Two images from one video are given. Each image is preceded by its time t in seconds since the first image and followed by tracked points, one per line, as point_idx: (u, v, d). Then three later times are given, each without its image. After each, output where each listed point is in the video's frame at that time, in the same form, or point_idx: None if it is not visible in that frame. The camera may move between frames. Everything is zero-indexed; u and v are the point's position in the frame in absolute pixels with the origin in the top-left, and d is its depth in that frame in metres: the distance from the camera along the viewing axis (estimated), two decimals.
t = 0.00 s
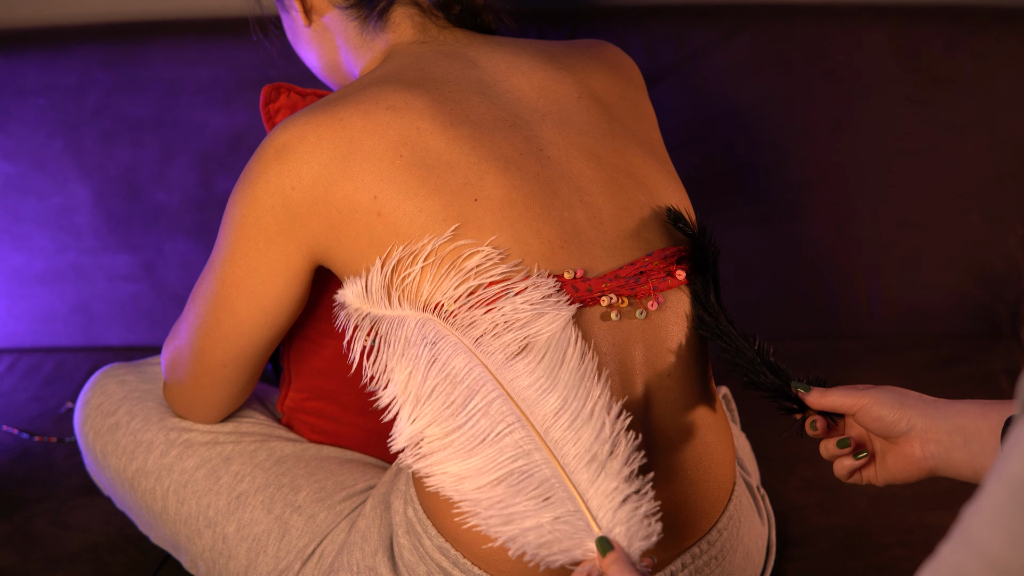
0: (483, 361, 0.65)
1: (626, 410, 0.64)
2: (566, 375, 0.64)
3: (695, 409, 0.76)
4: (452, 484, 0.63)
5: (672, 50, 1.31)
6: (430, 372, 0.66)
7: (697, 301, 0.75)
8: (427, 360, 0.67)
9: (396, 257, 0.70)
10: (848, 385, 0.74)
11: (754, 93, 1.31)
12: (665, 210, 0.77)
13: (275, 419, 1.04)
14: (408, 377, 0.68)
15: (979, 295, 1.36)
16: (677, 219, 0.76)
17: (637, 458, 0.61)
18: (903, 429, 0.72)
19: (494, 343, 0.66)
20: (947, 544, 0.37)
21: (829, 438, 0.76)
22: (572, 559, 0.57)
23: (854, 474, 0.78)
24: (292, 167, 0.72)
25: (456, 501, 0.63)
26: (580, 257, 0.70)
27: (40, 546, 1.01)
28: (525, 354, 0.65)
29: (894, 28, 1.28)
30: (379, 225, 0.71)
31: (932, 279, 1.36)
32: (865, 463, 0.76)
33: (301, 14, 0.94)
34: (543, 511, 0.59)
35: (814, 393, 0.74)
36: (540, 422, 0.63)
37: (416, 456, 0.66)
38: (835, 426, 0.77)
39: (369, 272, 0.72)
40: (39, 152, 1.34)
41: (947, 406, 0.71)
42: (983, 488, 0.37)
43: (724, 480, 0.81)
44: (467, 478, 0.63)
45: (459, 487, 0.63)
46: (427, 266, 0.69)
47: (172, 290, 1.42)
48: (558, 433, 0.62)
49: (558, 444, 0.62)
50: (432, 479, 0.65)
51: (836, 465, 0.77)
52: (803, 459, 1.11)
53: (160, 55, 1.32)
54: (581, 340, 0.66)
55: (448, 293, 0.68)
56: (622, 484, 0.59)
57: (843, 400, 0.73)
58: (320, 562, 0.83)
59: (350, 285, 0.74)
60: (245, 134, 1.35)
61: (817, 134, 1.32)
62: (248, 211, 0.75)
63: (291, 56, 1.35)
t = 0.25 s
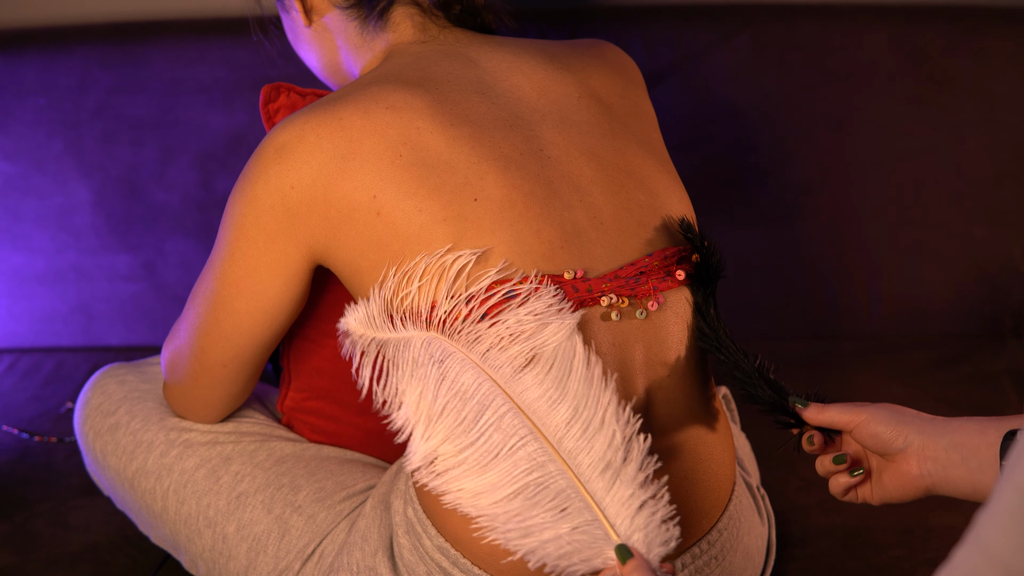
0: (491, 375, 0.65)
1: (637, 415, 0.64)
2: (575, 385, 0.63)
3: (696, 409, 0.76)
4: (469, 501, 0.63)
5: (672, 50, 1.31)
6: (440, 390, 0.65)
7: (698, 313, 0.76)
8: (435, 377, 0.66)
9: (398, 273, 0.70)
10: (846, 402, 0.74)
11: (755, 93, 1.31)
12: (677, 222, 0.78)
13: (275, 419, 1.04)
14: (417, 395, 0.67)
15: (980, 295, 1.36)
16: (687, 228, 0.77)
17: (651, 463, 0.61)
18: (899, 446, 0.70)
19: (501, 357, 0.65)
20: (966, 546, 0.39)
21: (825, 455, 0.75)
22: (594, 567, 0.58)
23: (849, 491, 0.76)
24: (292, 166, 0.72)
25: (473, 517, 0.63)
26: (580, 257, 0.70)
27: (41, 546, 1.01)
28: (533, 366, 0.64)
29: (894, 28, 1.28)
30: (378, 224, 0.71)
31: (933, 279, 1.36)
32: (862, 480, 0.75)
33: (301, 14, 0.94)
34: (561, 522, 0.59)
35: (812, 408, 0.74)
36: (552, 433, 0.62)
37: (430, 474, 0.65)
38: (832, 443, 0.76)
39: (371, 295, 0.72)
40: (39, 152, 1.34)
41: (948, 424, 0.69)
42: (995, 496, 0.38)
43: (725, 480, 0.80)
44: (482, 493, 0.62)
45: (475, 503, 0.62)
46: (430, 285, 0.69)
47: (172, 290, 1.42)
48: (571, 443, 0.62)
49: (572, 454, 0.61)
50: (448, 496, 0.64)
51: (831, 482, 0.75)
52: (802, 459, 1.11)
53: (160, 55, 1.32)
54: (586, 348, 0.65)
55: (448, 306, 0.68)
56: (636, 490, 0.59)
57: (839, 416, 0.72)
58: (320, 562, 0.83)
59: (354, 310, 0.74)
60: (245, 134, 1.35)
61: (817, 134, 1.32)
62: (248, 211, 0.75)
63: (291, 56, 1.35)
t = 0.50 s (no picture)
0: (508, 388, 0.64)
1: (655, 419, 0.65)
2: (592, 393, 0.63)
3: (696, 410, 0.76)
4: (494, 512, 0.62)
5: (672, 50, 1.31)
6: (458, 405, 0.65)
7: (696, 325, 0.75)
8: (452, 392, 0.65)
9: (402, 289, 0.70)
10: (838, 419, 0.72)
11: (755, 93, 1.31)
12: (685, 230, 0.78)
13: (275, 419, 1.04)
14: (435, 411, 0.66)
15: (980, 295, 1.36)
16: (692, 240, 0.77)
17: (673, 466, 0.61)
18: (892, 463, 0.68)
19: (515, 368, 0.65)
20: (978, 548, 0.42)
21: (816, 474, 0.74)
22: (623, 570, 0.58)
23: (841, 510, 0.74)
24: (292, 166, 0.72)
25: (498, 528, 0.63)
26: (581, 257, 0.70)
27: (41, 546, 1.01)
28: (549, 376, 0.64)
29: (894, 28, 1.28)
30: (378, 224, 0.71)
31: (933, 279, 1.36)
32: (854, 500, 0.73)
33: (301, 14, 0.94)
34: (587, 528, 0.59)
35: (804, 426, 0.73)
36: (572, 442, 0.62)
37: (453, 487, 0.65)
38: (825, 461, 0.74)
39: (371, 319, 0.73)
40: (39, 153, 1.34)
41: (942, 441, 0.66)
42: (1004, 499, 0.41)
43: (725, 480, 0.80)
44: (507, 504, 0.62)
45: (500, 514, 0.62)
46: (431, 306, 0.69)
47: (172, 290, 1.42)
48: (592, 451, 0.61)
49: (593, 462, 0.61)
50: (472, 507, 0.64)
51: (823, 501, 0.74)
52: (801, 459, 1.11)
53: (160, 55, 1.32)
54: (599, 356, 0.65)
55: (453, 322, 0.68)
56: (660, 493, 0.59)
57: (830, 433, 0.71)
58: (320, 561, 0.83)
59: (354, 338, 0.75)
60: (245, 134, 1.35)
61: (817, 134, 1.32)
62: (248, 210, 0.75)
63: (291, 56, 1.35)
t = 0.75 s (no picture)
0: (518, 399, 0.65)
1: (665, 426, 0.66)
2: (602, 402, 0.64)
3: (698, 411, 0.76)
4: (509, 524, 0.62)
5: (672, 50, 1.31)
6: (469, 418, 0.65)
7: (693, 336, 0.74)
8: (462, 405, 0.66)
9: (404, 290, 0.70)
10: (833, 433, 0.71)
11: (755, 93, 1.31)
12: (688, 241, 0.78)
13: (275, 419, 1.04)
14: (445, 425, 0.66)
15: (980, 295, 1.35)
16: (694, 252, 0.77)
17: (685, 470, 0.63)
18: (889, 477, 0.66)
19: (524, 380, 0.66)
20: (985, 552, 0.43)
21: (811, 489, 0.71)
22: None
23: (837, 525, 0.72)
24: (291, 166, 0.72)
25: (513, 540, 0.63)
26: (581, 257, 0.70)
27: (40, 547, 1.01)
28: (558, 386, 0.65)
29: (894, 28, 1.28)
30: (377, 224, 0.70)
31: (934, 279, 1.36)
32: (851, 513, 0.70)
33: (301, 14, 0.95)
34: (604, 537, 0.60)
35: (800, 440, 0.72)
36: (585, 450, 0.63)
37: (466, 501, 0.65)
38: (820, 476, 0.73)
39: (378, 335, 0.73)
40: (39, 153, 1.34)
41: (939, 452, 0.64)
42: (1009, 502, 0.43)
43: (725, 480, 0.80)
44: (522, 516, 0.62)
45: (515, 527, 0.62)
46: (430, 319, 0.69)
47: (171, 290, 1.42)
48: (604, 459, 0.63)
49: (606, 470, 0.62)
50: (486, 521, 0.64)
51: (819, 517, 0.71)
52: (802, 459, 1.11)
53: (160, 55, 1.32)
54: (607, 363, 0.66)
55: (456, 330, 0.69)
56: (675, 498, 0.61)
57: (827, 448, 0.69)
58: (321, 561, 0.82)
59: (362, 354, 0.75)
60: (245, 134, 1.35)
61: (817, 134, 1.32)
62: (248, 210, 0.75)
63: (291, 56, 1.35)
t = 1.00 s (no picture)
0: (529, 407, 0.66)
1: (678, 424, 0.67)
2: (612, 405, 0.64)
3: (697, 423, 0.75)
4: (532, 535, 0.63)
5: (672, 50, 1.31)
6: (482, 431, 0.66)
7: (692, 352, 0.73)
8: (474, 417, 0.66)
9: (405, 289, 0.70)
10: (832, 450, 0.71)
11: (755, 93, 1.31)
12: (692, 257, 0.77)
13: (275, 419, 1.04)
14: (459, 438, 0.67)
15: (980, 295, 1.35)
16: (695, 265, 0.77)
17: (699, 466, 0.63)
18: (888, 491, 0.67)
19: (533, 387, 0.66)
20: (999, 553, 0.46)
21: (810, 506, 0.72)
22: None
23: (836, 542, 0.72)
24: (291, 166, 0.72)
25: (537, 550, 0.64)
26: (581, 257, 0.70)
27: (40, 547, 1.01)
28: (568, 391, 0.65)
29: (894, 28, 1.28)
30: (377, 224, 0.70)
31: (934, 279, 1.36)
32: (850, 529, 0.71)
33: (301, 14, 0.95)
34: (626, 541, 0.61)
35: (799, 456, 0.71)
36: (599, 455, 0.64)
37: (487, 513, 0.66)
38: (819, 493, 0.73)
39: (388, 349, 0.73)
40: (39, 153, 1.34)
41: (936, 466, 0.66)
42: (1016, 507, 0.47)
43: (726, 481, 0.80)
44: (543, 526, 0.63)
45: (537, 538, 0.63)
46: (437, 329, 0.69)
47: (171, 290, 1.42)
48: (619, 463, 0.63)
49: (621, 473, 0.63)
50: (508, 532, 0.65)
51: (819, 534, 0.71)
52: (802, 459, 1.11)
53: (160, 55, 1.32)
54: (614, 363, 0.66)
55: (455, 329, 0.68)
56: (692, 496, 0.62)
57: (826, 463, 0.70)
58: (320, 561, 0.83)
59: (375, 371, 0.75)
60: (245, 134, 1.35)
61: (817, 134, 1.32)
62: (248, 210, 0.75)
63: (291, 56, 1.35)
